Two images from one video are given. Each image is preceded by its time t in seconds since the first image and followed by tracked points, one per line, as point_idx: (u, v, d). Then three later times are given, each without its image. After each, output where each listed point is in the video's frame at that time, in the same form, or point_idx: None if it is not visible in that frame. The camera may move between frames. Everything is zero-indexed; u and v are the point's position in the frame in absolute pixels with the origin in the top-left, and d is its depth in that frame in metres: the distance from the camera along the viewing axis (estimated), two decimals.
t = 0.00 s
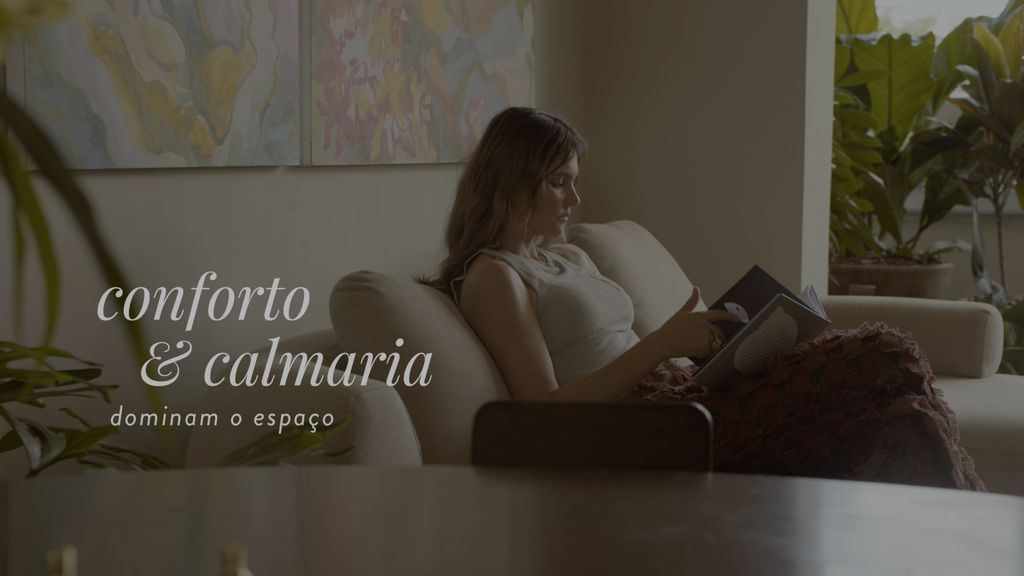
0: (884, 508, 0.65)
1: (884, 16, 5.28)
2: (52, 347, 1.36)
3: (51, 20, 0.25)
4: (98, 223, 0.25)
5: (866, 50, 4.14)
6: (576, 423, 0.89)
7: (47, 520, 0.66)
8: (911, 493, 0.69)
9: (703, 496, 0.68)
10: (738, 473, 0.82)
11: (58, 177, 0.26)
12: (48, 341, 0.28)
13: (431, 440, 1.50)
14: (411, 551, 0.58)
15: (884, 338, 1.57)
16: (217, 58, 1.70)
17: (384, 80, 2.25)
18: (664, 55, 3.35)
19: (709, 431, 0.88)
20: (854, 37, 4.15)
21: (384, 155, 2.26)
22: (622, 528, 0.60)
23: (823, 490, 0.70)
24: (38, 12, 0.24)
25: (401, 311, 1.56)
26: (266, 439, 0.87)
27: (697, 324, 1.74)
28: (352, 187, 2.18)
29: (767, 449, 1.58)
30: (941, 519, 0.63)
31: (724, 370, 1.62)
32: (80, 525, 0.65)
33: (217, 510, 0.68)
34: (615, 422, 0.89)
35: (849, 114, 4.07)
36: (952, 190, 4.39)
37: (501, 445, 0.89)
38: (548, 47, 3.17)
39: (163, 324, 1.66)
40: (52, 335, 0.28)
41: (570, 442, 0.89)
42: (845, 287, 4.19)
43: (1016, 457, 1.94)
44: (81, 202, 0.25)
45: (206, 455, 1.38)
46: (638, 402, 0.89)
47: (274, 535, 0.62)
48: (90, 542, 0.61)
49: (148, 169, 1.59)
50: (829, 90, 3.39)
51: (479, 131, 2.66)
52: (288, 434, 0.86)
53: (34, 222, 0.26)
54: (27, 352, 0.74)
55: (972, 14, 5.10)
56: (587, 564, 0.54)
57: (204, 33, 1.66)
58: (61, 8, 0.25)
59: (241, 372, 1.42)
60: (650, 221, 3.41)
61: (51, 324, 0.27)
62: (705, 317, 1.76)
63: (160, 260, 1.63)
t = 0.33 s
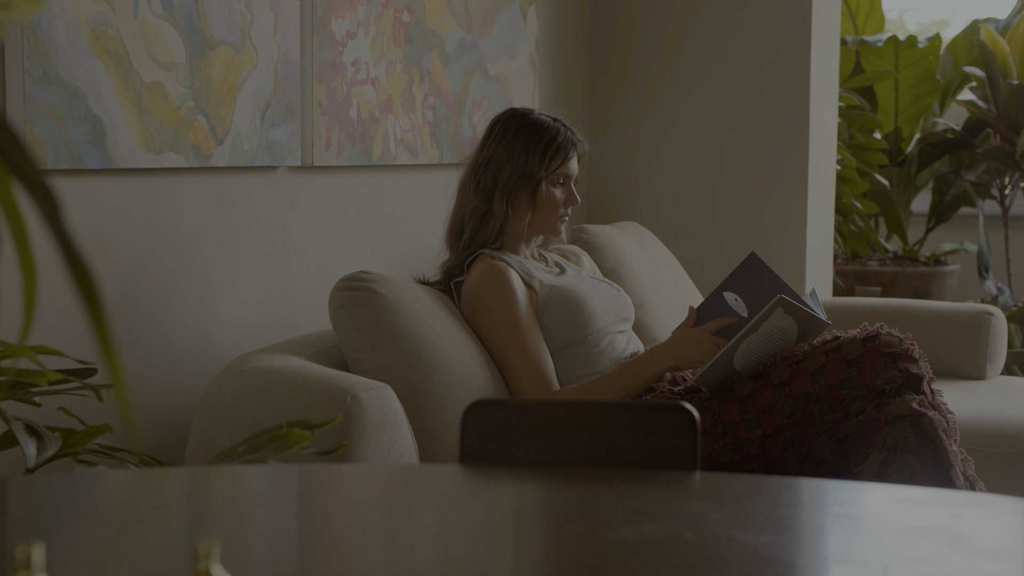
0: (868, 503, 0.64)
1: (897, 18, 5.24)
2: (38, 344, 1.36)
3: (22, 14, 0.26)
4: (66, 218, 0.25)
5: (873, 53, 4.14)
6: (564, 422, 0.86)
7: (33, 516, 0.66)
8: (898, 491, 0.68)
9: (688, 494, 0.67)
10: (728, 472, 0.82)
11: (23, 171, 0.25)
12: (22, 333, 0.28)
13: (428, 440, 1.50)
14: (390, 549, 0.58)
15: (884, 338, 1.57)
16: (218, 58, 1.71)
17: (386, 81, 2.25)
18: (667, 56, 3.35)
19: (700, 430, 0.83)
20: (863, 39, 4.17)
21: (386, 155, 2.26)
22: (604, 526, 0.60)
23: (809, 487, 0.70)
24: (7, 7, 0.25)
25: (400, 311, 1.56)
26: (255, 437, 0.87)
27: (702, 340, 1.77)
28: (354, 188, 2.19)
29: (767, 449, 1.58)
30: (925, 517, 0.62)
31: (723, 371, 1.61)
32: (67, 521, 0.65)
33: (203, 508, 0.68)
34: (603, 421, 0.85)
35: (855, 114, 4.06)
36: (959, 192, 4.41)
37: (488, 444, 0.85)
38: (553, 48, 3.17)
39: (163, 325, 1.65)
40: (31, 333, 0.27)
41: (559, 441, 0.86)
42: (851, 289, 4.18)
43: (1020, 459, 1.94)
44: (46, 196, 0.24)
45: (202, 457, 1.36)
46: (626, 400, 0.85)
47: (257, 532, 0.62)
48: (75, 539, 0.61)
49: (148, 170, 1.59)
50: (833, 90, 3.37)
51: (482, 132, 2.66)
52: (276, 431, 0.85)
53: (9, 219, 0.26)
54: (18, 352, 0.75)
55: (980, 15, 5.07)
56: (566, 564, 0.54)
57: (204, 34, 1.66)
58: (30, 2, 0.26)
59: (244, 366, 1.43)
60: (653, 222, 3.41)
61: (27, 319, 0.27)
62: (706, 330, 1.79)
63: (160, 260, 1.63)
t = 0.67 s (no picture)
0: (854, 501, 0.64)
1: (912, 21, 5.15)
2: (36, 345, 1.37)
3: None
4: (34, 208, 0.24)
5: (881, 54, 4.11)
6: (555, 420, 0.85)
7: (22, 512, 0.67)
8: (884, 488, 0.68)
9: (675, 491, 0.67)
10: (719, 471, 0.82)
11: None
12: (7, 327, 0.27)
13: (427, 439, 1.50)
14: (372, 545, 0.58)
15: (883, 337, 1.57)
16: (220, 59, 1.71)
17: (390, 82, 2.26)
18: (672, 57, 3.35)
19: (689, 428, 0.83)
20: (869, 41, 4.14)
21: (390, 156, 2.27)
22: (588, 523, 0.60)
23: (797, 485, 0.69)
24: None
25: (401, 311, 1.57)
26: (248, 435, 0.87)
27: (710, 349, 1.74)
28: (358, 189, 2.19)
29: (767, 448, 1.58)
30: (910, 514, 0.62)
31: (724, 371, 1.61)
32: (57, 517, 0.65)
33: (192, 503, 0.68)
34: (594, 419, 0.85)
35: (863, 117, 4.03)
36: (967, 195, 4.38)
37: (479, 441, 0.85)
38: (558, 51, 3.17)
39: (166, 325, 1.65)
40: (14, 326, 0.27)
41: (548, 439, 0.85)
42: (859, 291, 4.17)
43: None
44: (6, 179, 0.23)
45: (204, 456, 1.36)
46: (617, 399, 0.85)
47: (243, 528, 0.62)
48: (62, 535, 0.62)
49: (150, 170, 1.60)
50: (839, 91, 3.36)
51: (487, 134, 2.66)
52: (268, 428, 0.85)
53: None
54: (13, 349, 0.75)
55: (990, 16, 5.04)
56: (546, 561, 0.54)
57: (207, 34, 1.67)
58: None
59: (245, 365, 1.43)
60: (659, 224, 3.41)
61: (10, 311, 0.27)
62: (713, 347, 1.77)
63: (162, 261, 1.63)
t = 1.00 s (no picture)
0: (844, 495, 0.64)
1: (926, 23, 5.10)
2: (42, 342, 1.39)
3: None
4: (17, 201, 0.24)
5: (890, 54, 4.08)
6: (549, 415, 0.84)
7: (13, 505, 0.67)
8: (875, 483, 0.68)
9: (665, 485, 0.67)
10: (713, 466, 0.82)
11: None
12: None
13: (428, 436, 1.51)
14: (363, 537, 0.58)
15: (885, 333, 1.56)
16: (224, 58, 1.71)
17: (395, 82, 2.26)
18: (678, 56, 3.35)
19: (683, 423, 0.82)
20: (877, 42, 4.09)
21: (395, 156, 2.27)
22: (576, 516, 0.60)
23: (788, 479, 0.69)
24: None
25: (404, 309, 1.57)
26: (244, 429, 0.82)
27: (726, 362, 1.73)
28: (363, 189, 2.19)
29: (770, 445, 1.58)
30: (899, 506, 0.62)
31: (727, 368, 1.61)
32: (46, 509, 0.66)
33: (189, 495, 0.68)
34: (588, 414, 0.84)
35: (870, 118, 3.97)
36: (976, 195, 4.38)
37: (473, 436, 0.85)
38: (564, 50, 3.16)
39: (169, 324, 1.65)
40: None
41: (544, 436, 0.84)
42: (867, 291, 4.16)
43: None
44: None
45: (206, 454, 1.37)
46: (609, 394, 0.84)
47: (232, 520, 0.62)
48: (51, 527, 0.62)
49: (154, 168, 1.60)
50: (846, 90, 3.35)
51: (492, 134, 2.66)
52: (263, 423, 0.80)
53: None
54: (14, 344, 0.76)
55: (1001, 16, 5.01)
56: (530, 554, 0.54)
57: (211, 33, 1.67)
58: None
59: (247, 363, 1.43)
60: (665, 223, 3.41)
61: None
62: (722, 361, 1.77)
63: (165, 259, 1.63)
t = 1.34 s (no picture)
0: (841, 489, 0.64)
1: (940, 24, 5.09)
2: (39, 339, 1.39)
3: None
4: None
5: (898, 54, 4.08)
6: (543, 410, 0.83)
7: (16, 498, 0.68)
8: (872, 478, 0.67)
9: (660, 479, 0.67)
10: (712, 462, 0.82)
11: None
12: None
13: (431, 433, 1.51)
14: (360, 530, 0.59)
15: (891, 335, 1.56)
16: (229, 58, 1.72)
17: (400, 81, 2.26)
18: (684, 56, 3.35)
19: (677, 419, 0.81)
20: (885, 41, 4.11)
21: (400, 155, 2.27)
22: (566, 510, 0.60)
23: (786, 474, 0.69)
24: None
25: (407, 308, 1.57)
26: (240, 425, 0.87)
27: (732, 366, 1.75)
28: (368, 188, 2.20)
29: (774, 444, 1.58)
30: (889, 498, 0.62)
31: (732, 367, 1.60)
32: (42, 503, 0.66)
33: (191, 489, 0.69)
34: (584, 410, 0.83)
35: (878, 117, 3.97)
36: (985, 195, 4.33)
37: (467, 431, 0.84)
38: (570, 50, 3.16)
39: (174, 325, 1.66)
40: None
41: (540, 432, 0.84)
42: (875, 291, 4.15)
43: None
44: None
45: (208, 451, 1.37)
46: (603, 390, 0.83)
47: (230, 514, 0.63)
48: (46, 521, 0.62)
49: (158, 168, 1.61)
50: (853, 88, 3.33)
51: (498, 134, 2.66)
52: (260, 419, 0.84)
53: None
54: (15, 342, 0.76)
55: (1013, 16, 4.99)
56: (519, 548, 0.54)
57: (215, 33, 1.68)
58: None
59: (250, 362, 1.44)
60: (671, 223, 3.41)
61: None
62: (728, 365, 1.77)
63: (170, 258, 1.64)
